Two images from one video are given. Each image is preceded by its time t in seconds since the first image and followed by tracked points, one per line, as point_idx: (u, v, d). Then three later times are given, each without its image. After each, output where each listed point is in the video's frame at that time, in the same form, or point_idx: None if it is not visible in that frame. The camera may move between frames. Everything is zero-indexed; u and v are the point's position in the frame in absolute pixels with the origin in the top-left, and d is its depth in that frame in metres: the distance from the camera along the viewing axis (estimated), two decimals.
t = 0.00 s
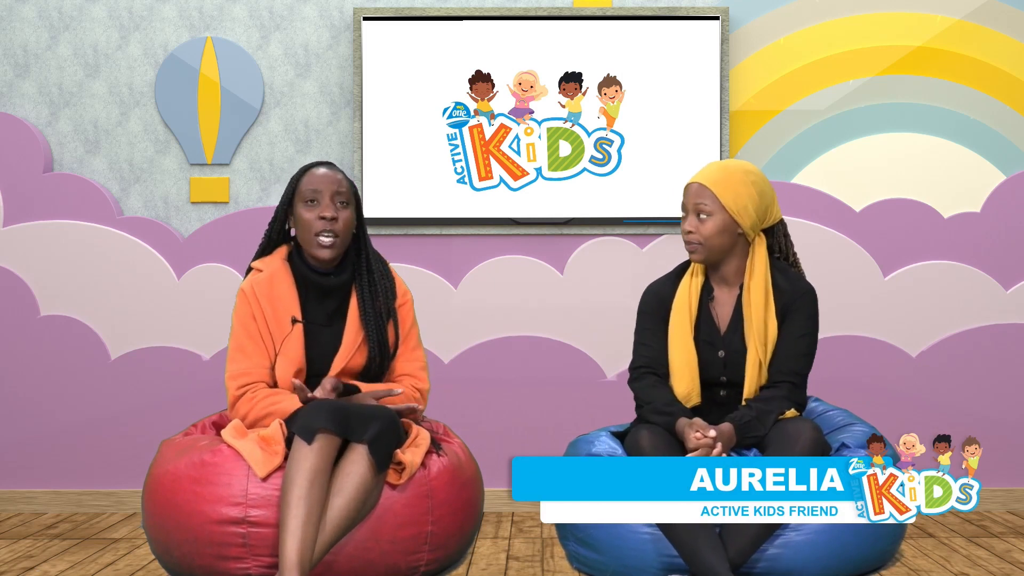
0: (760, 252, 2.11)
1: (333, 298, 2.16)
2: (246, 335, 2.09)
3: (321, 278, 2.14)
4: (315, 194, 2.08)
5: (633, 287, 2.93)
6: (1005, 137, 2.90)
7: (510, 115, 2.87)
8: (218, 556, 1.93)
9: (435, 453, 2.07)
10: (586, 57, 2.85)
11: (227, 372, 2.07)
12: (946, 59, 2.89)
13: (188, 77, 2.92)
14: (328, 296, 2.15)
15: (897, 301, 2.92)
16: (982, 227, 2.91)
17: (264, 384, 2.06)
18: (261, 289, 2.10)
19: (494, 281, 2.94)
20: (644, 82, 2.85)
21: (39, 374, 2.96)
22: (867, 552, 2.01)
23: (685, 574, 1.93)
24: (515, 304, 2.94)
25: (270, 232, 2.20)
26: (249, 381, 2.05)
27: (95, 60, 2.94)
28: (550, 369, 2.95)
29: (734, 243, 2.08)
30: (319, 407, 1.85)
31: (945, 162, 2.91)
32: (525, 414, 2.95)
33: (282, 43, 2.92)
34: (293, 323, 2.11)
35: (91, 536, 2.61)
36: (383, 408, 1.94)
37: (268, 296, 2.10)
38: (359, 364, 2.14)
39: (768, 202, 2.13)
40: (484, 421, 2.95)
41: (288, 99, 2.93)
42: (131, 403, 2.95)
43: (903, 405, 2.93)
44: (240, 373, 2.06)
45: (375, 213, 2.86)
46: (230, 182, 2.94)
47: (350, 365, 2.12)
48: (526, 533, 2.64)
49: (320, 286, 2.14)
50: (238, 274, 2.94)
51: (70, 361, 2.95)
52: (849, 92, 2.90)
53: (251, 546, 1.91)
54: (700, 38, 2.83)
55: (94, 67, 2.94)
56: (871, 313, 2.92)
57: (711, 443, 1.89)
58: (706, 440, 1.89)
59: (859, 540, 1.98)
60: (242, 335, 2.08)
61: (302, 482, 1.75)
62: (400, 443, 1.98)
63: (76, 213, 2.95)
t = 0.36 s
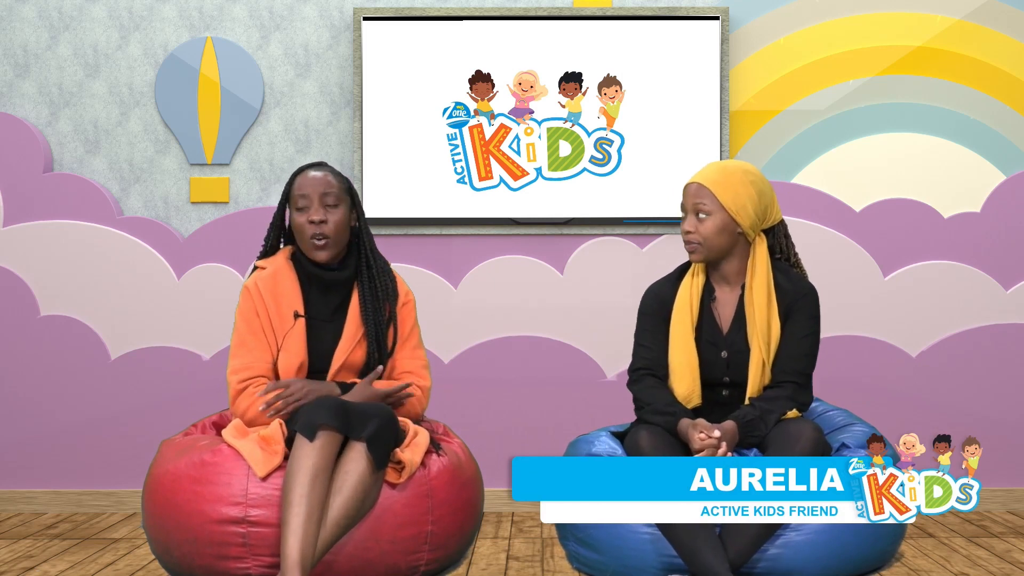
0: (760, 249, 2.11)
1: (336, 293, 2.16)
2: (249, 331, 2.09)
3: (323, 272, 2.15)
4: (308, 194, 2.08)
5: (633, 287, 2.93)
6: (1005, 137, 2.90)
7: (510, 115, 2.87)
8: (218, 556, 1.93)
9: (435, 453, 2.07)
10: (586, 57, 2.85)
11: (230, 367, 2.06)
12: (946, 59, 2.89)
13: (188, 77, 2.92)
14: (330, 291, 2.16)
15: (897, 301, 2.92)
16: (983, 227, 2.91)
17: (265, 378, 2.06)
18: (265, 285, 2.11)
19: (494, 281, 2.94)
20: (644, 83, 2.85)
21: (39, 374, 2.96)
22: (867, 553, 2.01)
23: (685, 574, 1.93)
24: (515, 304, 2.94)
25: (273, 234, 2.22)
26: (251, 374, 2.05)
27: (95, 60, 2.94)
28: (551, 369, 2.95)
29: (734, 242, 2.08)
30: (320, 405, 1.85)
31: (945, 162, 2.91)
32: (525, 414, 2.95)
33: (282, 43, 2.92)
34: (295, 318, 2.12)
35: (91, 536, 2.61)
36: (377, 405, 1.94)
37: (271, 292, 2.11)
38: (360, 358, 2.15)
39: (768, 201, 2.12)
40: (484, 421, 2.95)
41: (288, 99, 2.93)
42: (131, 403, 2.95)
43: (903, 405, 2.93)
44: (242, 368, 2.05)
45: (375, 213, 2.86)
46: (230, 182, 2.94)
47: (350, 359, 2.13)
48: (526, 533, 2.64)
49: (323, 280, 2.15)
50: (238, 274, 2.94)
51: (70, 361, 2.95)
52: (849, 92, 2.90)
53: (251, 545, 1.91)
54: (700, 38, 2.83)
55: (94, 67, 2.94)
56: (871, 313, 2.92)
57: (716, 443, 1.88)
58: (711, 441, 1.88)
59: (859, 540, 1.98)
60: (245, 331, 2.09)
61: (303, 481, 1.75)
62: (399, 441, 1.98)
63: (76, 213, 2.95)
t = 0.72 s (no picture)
0: (758, 248, 2.11)
1: (333, 294, 2.16)
2: (248, 334, 2.08)
3: (320, 273, 2.15)
4: (307, 194, 2.09)
5: (632, 287, 2.93)
6: (1005, 137, 2.90)
7: (510, 115, 2.87)
8: (218, 556, 1.93)
9: (435, 452, 2.07)
10: (586, 57, 2.85)
11: (229, 371, 2.06)
12: (946, 59, 2.89)
13: (188, 77, 2.92)
14: (328, 292, 2.15)
15: (897, 301, 2.92)
16: (983, 227, 2.91)
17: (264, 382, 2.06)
18: (262, 289, 2.10)
19: (494, 281, 2.94)
20: (644, 82, 2.85)
21: (39, 374, 2.96)
22: (867, 553, 2.01)
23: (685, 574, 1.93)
24: (515, 304, 2.94)
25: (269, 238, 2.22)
26: (249, 379, 2.04)
27: (95, 60, 2.94)
28: (550, 369, 2.95)
29: (735, 242, 2.08)
30: (320, 406, 1.85)
31: (945, 162, 2.91)
32: (525, 414, 2.95)
33: (282, 43, 2.92)
34: (293, 321, 2.11)
35: (91, 536, 2.61)
36: (378, 404, 1.93)
37: (268, 295, 2.10)
38: (359, 359, 2.14)
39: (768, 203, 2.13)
40: (484, 421, 2.95)
41: (288, 99, 2.93)
42: (131, 403, 2.95)
43: (903, 405, 2.93)
44: (240, 372, 2.05)
45: (375, 213, 2.86)
46: (230, 182, 2.94)
47: (349, 361, 2.12)
48: (526, 533, 2.64)
49: (320, 282, 2.14)
50: (238, 274, 2.94)
51: (69, 361, 2.95)
52: (849, 92, 2.90)
53: (251, 545, 1.91)
54: (700, 38, 2.83)
55: (94, 67, 2.94)
56: (871, 314, 2.92)
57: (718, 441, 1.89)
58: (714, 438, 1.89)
59: (859, 540, 1.98)
60: (242, 334, 2.07)
61: (303, 482, 1.75)
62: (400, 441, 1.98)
63: (76, 213, 2.95)
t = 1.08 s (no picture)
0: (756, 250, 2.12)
1: (331, 298, 2.15)
2: (245, 336, 2.08)
3: (319, 276, 2.14)
4: (301, 193, 2.09)
5: (632, 287, 2.93)
6: (1005, 137, 2.90)
7: (510, 115, 2.87)
8: (218, 556, 1.93)
9: (436, 453, 2.07)
10: (587, 57, 2.85)
11: (226, 373, 2.07)
12: (946, 59, 2.89)
13: (188, 77, 2.92)
14: (327, 295, 2.14)
15: (897, 301, 2.92)
16: (982, 227, 2.91)
17: (261, 385, 2.07)
18: (261, 291, 2.10)
19: (494, 281, 2.94)
20: (644, 83, 2.85)
21: (39, 375, 2.96)
22: (867, 553, 2.01)
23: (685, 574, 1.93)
24: (514, 304, 2.94)
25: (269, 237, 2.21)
26: (245, 382, 2.06)
27: (95, 60, 2.94)
28: (550, 369, 2.95)
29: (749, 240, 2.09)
30: (320, 405, 1.85)
31: (945, 162, 2.91)
32: (525, 414, 2.95)
33: (282, 43, 2.92)
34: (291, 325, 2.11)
35: (91, 536, 2.61)
36: (379, 404, 1.93)
37: (266, 297, 2.10)
38: (360, 364, 2.15)
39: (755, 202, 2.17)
40: (484, 421, 2.95)
41: (288, 99, 2.93)
42: (131, 403, 2.95)
43: (903, 404, 2.93)
44: (238, 375, 2.06)
45: (375, 213, 2.86)
46: (230, 182, 2.94)
47: (349, 366, 2.13)
48: (526, 533, 2.64)
49: (319, 285, 2.13)
50: (238, 274, 2.94)
51: (69, 361, 2.95)
52: (849, 92, 2.90)
53: (251, 545, 1.91)
54: (700, 38, 2.83)
55: (94, 67, 2.94)
56: (871, 314, 2.92)
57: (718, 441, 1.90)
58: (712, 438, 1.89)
59: (859, 540, 1.98)
60: (240, 336, 2.08)
61: (304, 481, 1.75)
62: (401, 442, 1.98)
63: (76, 213, 2.95)
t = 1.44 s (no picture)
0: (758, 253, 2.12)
1: (333, 302, 2.15)
2: (244, 339, 2.08)
3: (321, 279, 2.14)
4: (318, 189, 2.09)
5: (633, 287, 2.93)
6: (1004, 137, 2.90)
7: (510, 115, 2.87)
8: (218, 556, 1.93)
9: (436, 453, 2.07)
10: (586, 57, 2.85)
11: (224, 376, 2.07)
12: (946, 59, 2.89)
13: (188, 77, 2.92)
14: (328, 300, 2.14)
15: (897, 301, 2.92)
16: (983, 227, 2.91)
17: (259, 389, 2.07)
18: (261, 293, 2.09)
19: (494, 281, 2.94)
20: (644, 82, 2.85)
21: (39, 375, 2.95)
22: (868, 553, 2.01)
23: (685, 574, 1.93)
24: (514, 304, 2.94)
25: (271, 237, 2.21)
26: (244, 386, 2.06)
27: (95, 60, 2.94)
28: (550, 369, 2.95)
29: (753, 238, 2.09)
30: (319, 407, 1.85)
31: (945, 162, 2.91)
32: (525, 414, 2.95)
33: (282, 43, 2.92)
34: (291, 330, 2.11)
35: (91, 536, 2.61)
36: (380, 407, 1.93)
37: (267, 300, 2.09)
38: (362, 369, 2.15)
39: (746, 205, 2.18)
40: (484, 421, 2.95)
41: (288, 99, 2.93)
42: (131, 403, 2.95)
43: (903, 404, 2.93)
44: (237, 378, 2.06)
45: (375, 213, 2.86)
46: (230, 182, 2.94)
47: (352, 371, 2.13)
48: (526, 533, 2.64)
49: (321, 289, 2.13)
50: (238, 274, 2.94)
51: (69, 361, 2.95)
52: (849, 92, 2.90)
53: (251, 546, 1.91)
54: (700, 38, 2.83)
55: (94, 67, 2.94)
56: (871, 314, 2.92)
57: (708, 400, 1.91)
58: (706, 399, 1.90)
59: (859, 540, 1.98)
60: (239, 339, 2.08)
61: (301, 483, 1.75)
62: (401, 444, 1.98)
63: (76, 213, 2.95)
